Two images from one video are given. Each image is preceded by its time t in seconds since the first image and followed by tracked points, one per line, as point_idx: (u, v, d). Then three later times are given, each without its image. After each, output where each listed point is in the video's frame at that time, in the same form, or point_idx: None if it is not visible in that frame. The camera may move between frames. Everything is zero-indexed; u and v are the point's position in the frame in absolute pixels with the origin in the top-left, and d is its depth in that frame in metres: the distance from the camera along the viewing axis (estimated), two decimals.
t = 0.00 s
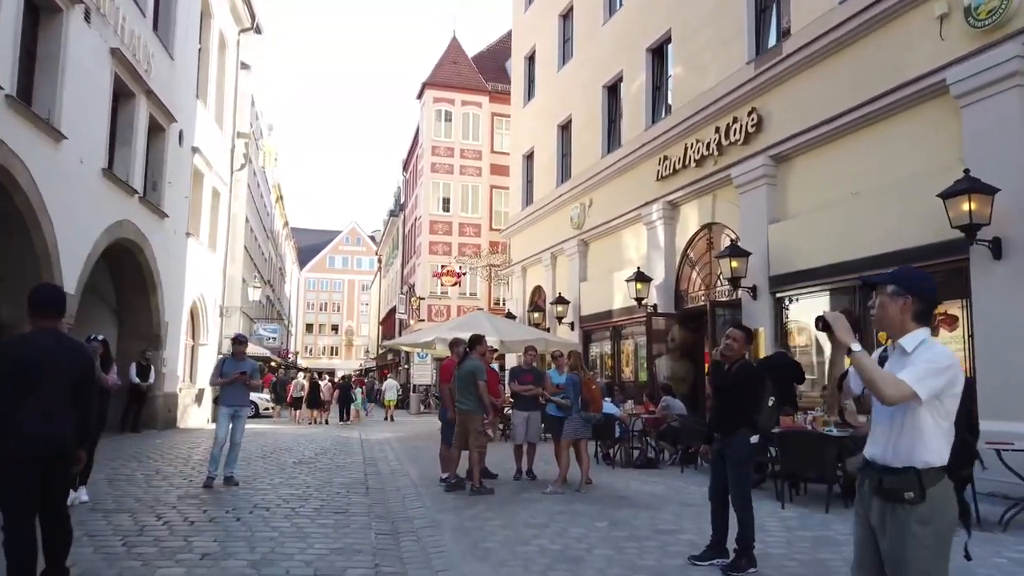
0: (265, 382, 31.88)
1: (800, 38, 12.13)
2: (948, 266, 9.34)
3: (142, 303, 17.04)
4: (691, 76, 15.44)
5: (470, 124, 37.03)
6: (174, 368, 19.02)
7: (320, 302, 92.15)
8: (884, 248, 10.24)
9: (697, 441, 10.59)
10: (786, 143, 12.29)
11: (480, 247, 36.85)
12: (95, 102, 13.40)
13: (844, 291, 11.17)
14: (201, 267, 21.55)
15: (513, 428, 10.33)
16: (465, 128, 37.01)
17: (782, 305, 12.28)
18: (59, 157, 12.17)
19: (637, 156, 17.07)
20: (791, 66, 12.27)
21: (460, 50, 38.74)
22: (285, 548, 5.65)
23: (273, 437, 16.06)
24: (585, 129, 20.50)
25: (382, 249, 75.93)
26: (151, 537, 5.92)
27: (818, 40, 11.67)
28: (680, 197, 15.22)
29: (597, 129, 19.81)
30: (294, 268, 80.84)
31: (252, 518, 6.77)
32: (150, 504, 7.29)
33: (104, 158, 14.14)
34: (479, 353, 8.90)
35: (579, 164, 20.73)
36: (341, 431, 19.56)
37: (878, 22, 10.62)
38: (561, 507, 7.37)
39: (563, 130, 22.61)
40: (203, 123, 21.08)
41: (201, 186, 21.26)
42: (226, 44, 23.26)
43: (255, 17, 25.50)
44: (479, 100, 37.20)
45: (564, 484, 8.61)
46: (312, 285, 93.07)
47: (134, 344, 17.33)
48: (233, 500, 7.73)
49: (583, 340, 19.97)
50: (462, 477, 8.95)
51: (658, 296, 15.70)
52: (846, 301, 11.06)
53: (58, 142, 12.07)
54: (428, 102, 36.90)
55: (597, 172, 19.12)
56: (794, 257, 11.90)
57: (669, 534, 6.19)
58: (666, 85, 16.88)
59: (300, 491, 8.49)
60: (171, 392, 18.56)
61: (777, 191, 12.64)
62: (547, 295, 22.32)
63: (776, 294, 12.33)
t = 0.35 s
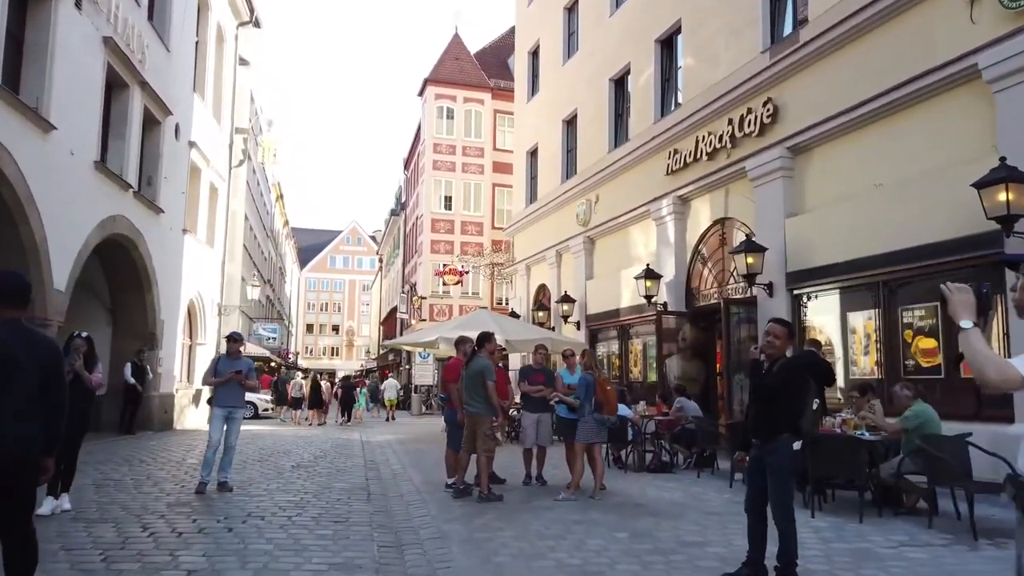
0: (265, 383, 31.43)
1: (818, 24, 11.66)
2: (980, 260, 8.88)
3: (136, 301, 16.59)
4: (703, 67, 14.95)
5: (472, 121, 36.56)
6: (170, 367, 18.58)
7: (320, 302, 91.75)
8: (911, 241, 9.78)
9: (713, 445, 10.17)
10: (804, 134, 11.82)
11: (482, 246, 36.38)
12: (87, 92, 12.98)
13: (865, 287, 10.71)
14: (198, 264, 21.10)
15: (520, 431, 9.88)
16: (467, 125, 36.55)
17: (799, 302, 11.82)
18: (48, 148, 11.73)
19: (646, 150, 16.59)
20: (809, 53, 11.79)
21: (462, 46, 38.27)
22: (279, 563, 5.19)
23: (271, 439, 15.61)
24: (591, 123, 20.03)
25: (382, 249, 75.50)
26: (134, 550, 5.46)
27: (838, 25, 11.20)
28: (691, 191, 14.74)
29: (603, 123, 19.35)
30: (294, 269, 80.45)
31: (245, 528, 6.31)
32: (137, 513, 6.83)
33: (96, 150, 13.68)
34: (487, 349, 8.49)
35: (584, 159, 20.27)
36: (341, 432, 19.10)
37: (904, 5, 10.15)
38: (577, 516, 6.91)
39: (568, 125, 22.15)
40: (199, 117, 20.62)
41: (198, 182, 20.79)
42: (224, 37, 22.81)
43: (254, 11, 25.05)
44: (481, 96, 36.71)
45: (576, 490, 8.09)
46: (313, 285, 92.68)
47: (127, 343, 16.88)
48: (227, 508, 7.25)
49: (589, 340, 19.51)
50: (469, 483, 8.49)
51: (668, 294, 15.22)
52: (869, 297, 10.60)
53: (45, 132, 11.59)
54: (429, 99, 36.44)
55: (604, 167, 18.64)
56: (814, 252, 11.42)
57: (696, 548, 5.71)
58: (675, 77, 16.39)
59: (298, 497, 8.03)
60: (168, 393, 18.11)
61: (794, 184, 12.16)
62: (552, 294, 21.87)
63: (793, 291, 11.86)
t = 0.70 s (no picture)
0: (277, 383, 31.08)
1: (854, 6, 11.13)
2: None
3: (146, 299, 16.26)
4: (728, 56, 14.42)
5: (486, 118, 36.10)
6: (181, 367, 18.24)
7: (333, 302, 91.59)
8: (956, 232, 9.24)
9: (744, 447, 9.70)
10: (838, 122, 11.29)
11: (496, 244, 35.93)
12: (94, 84, 12.64)
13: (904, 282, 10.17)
14: (209, 262, 20.75)
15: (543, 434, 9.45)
16: (481, 122, 36.10)
17: (832, 298, 11.30)
18: (53, 139, 11.37)
19: (668, 143, 16.09)
20: (844, 37, 11.26)
21: (476, 43, 37.83)
22: None
23: (283, 440, 15.21)
24: (609, 117, 19.54)
25: (395, 248, 75.22)
26: (133, 562, 5.03)
27: (876, 8, 10.68)
28: (716, 184, 14.22)
29: (622, 116, 18.84)
30: (307, 269, 80.30)
31: (253, 537, 5.87)
32: (139, 520, 6.40)
33: (103, 143, 13.32)
34: (510, 346, 8.07)
35: (603, 153, 19.77)
36: (355, 433, 18.71)
37: None
38: (608, 524, 6.43)
39: (586, 119, 21.66)
40: (210, 112, 20.26)
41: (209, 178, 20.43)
42: (235, 31, 22.44)
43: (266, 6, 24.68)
44: (495, 93, 36.26)
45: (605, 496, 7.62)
46: (326, 286, 92.56)
47: (137, 342, 16.54)
48: (235, 514, 6.82)
49: (608, 338, 19.03)
50: (490, 487, 8.03)
51: (691, 291, 14.72)
52: (909, 293, 10.07)
53: (49, 123, 11.22)
54: (442, 95, 36.02)
55: (623, 162, 18.14)
56: (848, 245, 10.90)
57: (743, 560, 5.23)
58: (698, 67, 15.87)
59: (310, 502, 7.58)
60: (178, 393, 17.76)
61: (827, 175, 11.63)
62: (569, 292, 21.39)
63: (826, 286, 11.34)
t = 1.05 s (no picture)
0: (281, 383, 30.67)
1: None
2: None
3: (145, 298, 15.82)
4: (745, 45, 13.92)
5: (492, 114, 35.63)
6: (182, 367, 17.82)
7: (337, 302, 91.23)
8: (996, 225, 8.73)
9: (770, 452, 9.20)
10: (866, 111, 10.78)
11: (503, 243, 35.47)
12: (91, 74, 12.22)
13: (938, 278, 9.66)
14: (211, 260, 20.32)
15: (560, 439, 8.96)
16: (487, 118, 35.64)
17: (859, 296, 10.79)
18: (46, 131, 10.93)
19: (682, 136, 15.59)
20: (871, 23, 10.75)
21: (482, 39, 37.36)
22: None
23: (286, 442, 14.76)
24: (620, 111, 19.05)
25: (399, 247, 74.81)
26: None
27: None
28: (734, 178, 13.72)
29: (634, 110, 18.35)
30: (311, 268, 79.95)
31: (251, 553, 5.40)
32: (129, 533, 5.93)
33: (100, 137, 12.88)
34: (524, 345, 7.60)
35: (613, 148, 19.29)
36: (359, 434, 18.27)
37: None
38: (635, 539, 5.96)
39: (596, 114, 21.17)
40: (212, 106, 19.82)
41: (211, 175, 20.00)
42: (238, 25, 22.00)
43: None
44: (502, 90, 35.79)
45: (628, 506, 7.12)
46: (330, 286, 92.23)
47: (136, 341, 16.10)
48: (232, 525, 6.35)
49: (619, 338, 18.54)
50: (504, 495, 7.55)
51: (708, 289, 14.22)
52: (944, 290, 9.54)
53: (42, 114, 10.78)
54: (448, 92, 35.57)
55: (635, 156, 17.65)
56: (875, 239, 10.43)
57: None
58: (714, 57, 15.37)
59: (312, 512, 7.11)
60: (179, 393, 17.33)
61: (853, 167, 11.12)
62: (579, 290, 20.91)
63: (853, 283, 10.83)
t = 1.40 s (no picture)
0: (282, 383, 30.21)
1: None
2: None
3: (142, 295, 15.37)
4: (762, 32, 13.41)
5: (496, 111, 35.13)
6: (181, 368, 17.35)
7: (339, 302, 90.82)
8: None
9: (797, 456, 8.74)
10: (892, 98, 10.27)
11: (507, 240, 34.99)
12: (82, 61, 11.77)
13: (972, 271, 9.16)
14: (210, 256, 19.86)
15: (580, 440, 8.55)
16: (491, 115, 35.15)
17: (886, 291, 10.29)
18: (36, 119, 10.47)
19: (694, 128, 15.11)
20: (897, 5, 10.24)
21: (485, 35, 36.87)
22: None
23: (286, 444, 14.28)
24: (629, 103, 18.55)
25: (401, 247, 74.35)
26: None
27: None
28: (750, 170, 13.24)
29: (643, 102, 17.85)
30: (313, 268, 79.53)
31: (242, 568, 4.92)
32: (111, 546, 5.45)
33: (93, 126, 12.39)
34: (537, 341, 7.14)
35: (622, 142, 18.80)
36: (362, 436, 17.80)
37: None
38: (663, 551, 5.47)
39: (603, 107, 20.68)
40: (210, 99, 19.33)
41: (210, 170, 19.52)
42: (237, 17, 21.52)
43: None
44: (506, 85, 35.31)
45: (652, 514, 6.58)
46: (332, 286, 91.83)
47: (131, 339, 15.65)
48: (224, 536, 5.86)
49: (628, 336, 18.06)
50: (516, 502, 7.07)
51: (722, 285, 13.74)
52: (978, 283, 9.06)
53: (30, 101, 10.31)
54: (451, 88, 35.10)
55: (645, 149, 17.17)
56: (902, 230, 9.97)
57: None
58: (728, 45, 14.86)
59: (311, 520, 6.62)
60: (177, 394, 16.87)
61: (878, 156, 10.63)
62: (586, 288, 20.42)
63: (880, 277, 10.33)
